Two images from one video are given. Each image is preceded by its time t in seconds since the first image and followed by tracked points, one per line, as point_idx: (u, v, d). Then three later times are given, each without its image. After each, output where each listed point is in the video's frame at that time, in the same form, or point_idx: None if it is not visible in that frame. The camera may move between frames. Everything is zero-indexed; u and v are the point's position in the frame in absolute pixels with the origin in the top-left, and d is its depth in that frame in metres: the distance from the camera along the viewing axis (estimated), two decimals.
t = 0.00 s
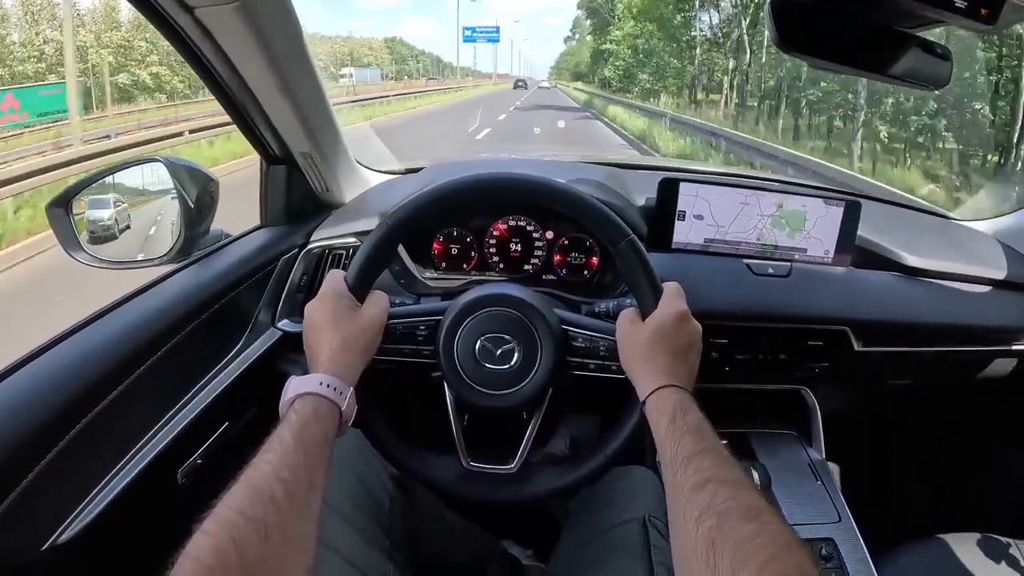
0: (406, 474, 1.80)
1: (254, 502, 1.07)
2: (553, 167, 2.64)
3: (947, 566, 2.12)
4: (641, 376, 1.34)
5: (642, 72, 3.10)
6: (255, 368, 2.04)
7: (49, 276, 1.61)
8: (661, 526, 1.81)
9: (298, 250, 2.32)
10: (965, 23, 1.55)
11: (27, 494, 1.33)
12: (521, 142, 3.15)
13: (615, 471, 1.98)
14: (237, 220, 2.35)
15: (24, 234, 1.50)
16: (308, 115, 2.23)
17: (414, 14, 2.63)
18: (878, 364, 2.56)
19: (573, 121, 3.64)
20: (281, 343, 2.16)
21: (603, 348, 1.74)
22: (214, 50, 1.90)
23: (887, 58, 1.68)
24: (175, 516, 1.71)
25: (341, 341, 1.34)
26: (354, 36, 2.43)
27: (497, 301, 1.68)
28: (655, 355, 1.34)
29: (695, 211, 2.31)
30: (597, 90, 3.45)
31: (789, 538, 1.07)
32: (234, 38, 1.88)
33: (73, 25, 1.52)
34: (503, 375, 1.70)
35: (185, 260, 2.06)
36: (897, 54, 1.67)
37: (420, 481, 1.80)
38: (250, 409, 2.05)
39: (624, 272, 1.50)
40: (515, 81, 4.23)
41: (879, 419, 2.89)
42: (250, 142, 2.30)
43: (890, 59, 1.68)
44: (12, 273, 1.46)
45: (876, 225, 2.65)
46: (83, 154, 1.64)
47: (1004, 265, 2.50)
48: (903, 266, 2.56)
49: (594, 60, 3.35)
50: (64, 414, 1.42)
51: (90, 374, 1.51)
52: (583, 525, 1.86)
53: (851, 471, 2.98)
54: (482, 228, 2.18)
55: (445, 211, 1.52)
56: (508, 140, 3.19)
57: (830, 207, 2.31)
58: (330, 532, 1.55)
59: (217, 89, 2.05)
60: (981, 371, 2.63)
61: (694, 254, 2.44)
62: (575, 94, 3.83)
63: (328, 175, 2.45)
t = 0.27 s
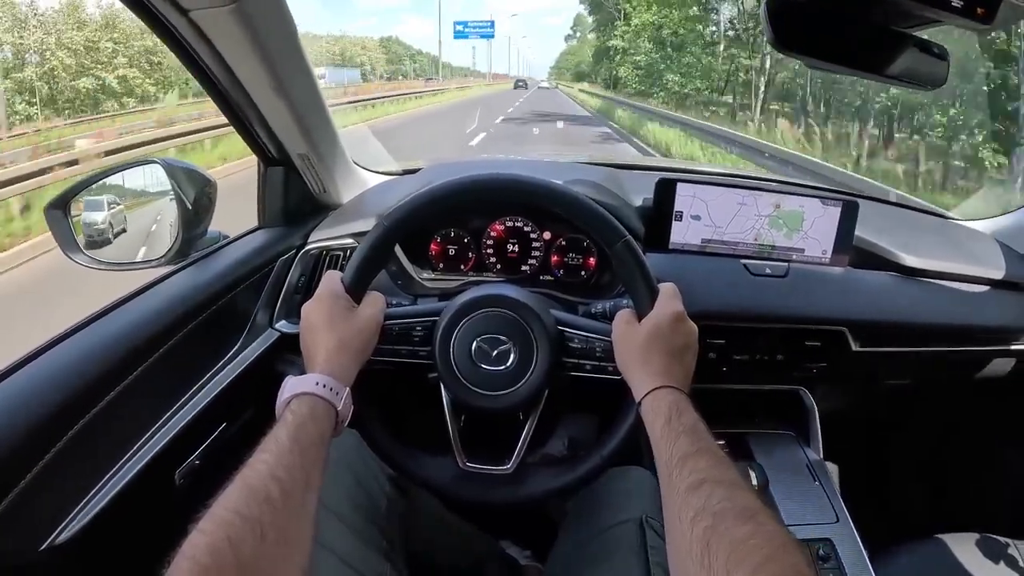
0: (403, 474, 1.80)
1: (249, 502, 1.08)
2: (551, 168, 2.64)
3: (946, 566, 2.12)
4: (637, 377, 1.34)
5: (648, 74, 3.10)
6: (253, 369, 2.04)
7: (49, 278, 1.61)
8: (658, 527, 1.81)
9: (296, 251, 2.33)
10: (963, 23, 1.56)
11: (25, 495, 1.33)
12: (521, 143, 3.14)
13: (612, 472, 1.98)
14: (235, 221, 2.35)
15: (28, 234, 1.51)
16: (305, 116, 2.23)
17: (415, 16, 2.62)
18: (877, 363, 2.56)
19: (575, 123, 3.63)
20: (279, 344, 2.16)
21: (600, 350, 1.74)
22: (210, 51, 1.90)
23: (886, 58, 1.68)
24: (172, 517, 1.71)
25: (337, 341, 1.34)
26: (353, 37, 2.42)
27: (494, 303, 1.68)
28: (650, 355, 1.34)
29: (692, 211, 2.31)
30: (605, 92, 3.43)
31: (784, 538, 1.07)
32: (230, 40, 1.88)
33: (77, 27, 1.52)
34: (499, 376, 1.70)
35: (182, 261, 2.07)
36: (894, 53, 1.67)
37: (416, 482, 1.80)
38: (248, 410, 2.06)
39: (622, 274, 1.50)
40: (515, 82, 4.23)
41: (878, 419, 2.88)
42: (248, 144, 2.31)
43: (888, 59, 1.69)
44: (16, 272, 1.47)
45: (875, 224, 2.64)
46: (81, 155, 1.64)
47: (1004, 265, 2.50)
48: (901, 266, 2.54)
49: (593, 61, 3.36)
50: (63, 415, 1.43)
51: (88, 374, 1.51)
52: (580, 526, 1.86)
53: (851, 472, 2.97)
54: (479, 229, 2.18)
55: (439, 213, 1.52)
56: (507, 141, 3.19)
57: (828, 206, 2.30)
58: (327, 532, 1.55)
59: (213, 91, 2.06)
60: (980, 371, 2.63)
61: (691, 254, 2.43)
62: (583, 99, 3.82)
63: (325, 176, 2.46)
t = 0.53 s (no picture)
0: (403, 474, 1.80)
1: (249, 502, 1.08)
2: (551, 168, 2.64)
3: (947, 565, 2.12)
4: (637, 377, 1.33)
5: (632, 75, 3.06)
6: (253, 370, 2.04)
7: (48, 279, 1.61)
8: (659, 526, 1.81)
9: (296, 252, 2.33)
10: (964, 22, 1.55)
11: (25, 496, 1.33)
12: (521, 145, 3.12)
13: (612, 471, 1.98)
14: (235, 222, 2.35)
15: (28, 235, 1.51)
16: (305, 117, 2.23)
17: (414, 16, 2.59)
18: (877, 363, 2.56)
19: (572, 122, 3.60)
20: (279, 344, 2.16)
21: (600, 350, 1.74)
22: (209, 51, 1.90)
23: (885, 57, 1.68)
24: (173, 517, 1.71)
25: (337, 341, 1.34)
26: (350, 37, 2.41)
27: (494, 303, 1.68)
28: (651, 356, 1.34)
29: (693, 210, 2.31)
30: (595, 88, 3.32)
31: (785, 538, 1.07)
32: (228, 40, 1.87)
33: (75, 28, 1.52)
34: (499, 376, 1.70)
35: (182, 262, 2.07)
36: (895, 51, 1.67)
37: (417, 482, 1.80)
38: (248, 411, 2.06)
39: (622, 274, 1.49)
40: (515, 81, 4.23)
41: (877, 419, 2.88)
42: (248, 144, 2.30)
43: (887, 58, 1.68)
44: (16, 272, 1.48)
45: (875, 222, 2.64)
46: (80, 156, 1.64)
47: (1003, 263, 2.51)
48: (902, 266, 2.55)
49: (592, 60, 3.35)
50: (63, 416, 1.43)
51: (88, 375, 1.51)
52: (580, 526, 1.86)
53: (850, 472, 2.96)
54: (479, 229, 2.19)
55: (439, 213, 1.52)
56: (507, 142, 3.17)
57: (828, 205, 2.31)
58: (327, 532, 1.55)
59: (213, 92, 2.06)
60: (980, 370, 2.63)
61: (692, 253, 2.43)
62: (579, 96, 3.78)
63: (325, 177, 2.46)
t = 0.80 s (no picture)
0: (405, 475, 1.80)
1: (255, 501, 1.08)
2: (552, 168, 2.64)
3: (949, 564, 2.12)
4: (641, 378, 1.34)
5: (627, 74, 3.01)
6: (255, 371, 2.04)
7: (49, 280, 1.61)
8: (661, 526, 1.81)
9: (298, 253, 2.33)
10: (965, 22, 1.56)
11: (29, 498, 1.33)
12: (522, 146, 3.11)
13: (615, 471, 1.99)
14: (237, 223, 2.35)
15: (29, 236, 1.51)
16: (306, 117, 2.23)
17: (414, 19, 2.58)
18: (878, 362, 2.57)
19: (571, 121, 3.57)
20: (281, 346, 2.16)
21: (603, 351, 1.75)
22: (211, 52, 1.90)
23: (887, 56, 1.69)
24: (176, 518, 1.71)
25: (341, 340, 1.34)
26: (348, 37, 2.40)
27: (498, 303, 1.68)
28: (654, 357, 1.35)
29: (694, 210, 2.31)
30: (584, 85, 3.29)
31: (788, 539, 1.07)
32: (229, 40, 1.87)
33: (76, 29, 1.52)
34: (502, 376, 1.70)
35: (184, 263, 2.07)
36: (894, 51, 1.68)
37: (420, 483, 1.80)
38: (250, 412, 2.06)
39: (625, 275, 1.50)
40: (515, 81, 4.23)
41: (880, 419, 2.90)
42: (250, 145, 2.30)
43: (888, 60, 1.70)
44: (18, 274, 1.48)
45: (877, 220, 2.64)
46: (82, 157, 1.64)
47: (1004, 262, 2.52)
48: (903, 266, 2.56)
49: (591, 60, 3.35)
50: (66, 418, 1.43)
51: (89, 377, 1.51)
52: (583, 526, 1.87)
53: (850, 471, 2.97)
54: (481, 230, 2.19)
55: (442, 214, 1.52)
56: (508, 144, 3.17)
57: (829, 206, 2.32)
58: (331, 533, 1.55)
59: (215, 93, 2.06)
60: (980, 369, 2.64)
61: (693, 253, 2.43)
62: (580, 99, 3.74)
63: (326, 177, 2.46)
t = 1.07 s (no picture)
0: (406, 475, 1.80)
1: (255, 501, 1.07)
2: (552, 168, 2.64)
3: (949, 563, 2.12)
4: (642, 377, 1.33)
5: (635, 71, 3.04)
6: (255, 371, 2.04)
7: (48, 281, 1.61)
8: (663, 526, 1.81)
9: (298, 252, 2.33)
10: (965, 21, 1.55)
11: (29, 499, 1.33)
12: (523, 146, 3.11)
13: (616, 471, 1.99)
14: (238, 223, 2.35)
15: (27, 237, 1.51)
16: (306, 117, 2.23)
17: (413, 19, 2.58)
18: (878, 362, 2.57)
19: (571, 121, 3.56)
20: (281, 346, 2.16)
21: (604, 350, 1.75)
22: (211, 51, 1.90)
23: (887, 54, 1.68)
24: (176, 519, 1.71)
25: (341, 340, 1.34)
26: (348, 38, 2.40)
27: (499, 303, 1.68)
28: (655, 356, 1.34)
29: (695, 210, 2.31)
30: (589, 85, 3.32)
31: (789, 538, 1.07)
32: (229, 39, 1.86)
33: (72, 30, 1.52)
34: (502, 376, 1.70)
35: (185, 263, 2.06)
36: (894, 49, 1.67)
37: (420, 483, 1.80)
38: (251, 412, 2.06)
39: (626, 275, 1.50)
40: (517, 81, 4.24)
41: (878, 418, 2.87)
42: (250, 145, 2.30)
43: (889, 58, 1.69)
44: (16, 274, 1.48)
45: (877, 221, 2.66)
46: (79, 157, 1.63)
47: (1003, 262, 2.53)
48: (905, 265, 2.56)
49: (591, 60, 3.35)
50: (65, 418, 1.42)
51: (88, 377, 1.51)
52: (584, 525, 1.86)
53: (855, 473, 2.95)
54: (481, 229, 2.19)
55: (443, 213, 1.52)
56: (509, 143, 3.17)
57: (829, 205, 2.31)
58: (332, 533, 1.55)
59: (214, 92, 2.05)
60: (980, 369, 2.64)
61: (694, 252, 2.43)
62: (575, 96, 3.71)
63: (327, 177, 2.46)
